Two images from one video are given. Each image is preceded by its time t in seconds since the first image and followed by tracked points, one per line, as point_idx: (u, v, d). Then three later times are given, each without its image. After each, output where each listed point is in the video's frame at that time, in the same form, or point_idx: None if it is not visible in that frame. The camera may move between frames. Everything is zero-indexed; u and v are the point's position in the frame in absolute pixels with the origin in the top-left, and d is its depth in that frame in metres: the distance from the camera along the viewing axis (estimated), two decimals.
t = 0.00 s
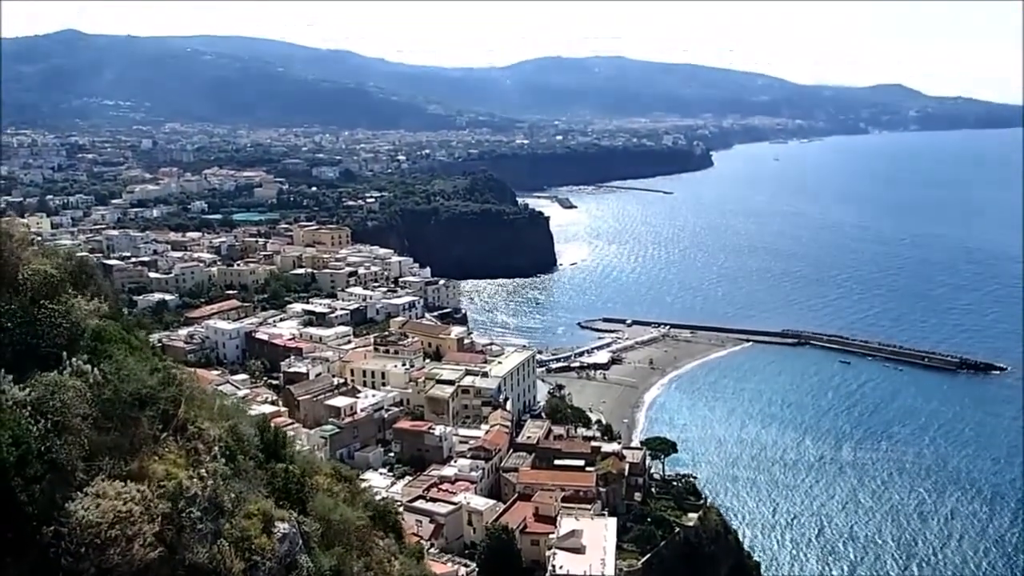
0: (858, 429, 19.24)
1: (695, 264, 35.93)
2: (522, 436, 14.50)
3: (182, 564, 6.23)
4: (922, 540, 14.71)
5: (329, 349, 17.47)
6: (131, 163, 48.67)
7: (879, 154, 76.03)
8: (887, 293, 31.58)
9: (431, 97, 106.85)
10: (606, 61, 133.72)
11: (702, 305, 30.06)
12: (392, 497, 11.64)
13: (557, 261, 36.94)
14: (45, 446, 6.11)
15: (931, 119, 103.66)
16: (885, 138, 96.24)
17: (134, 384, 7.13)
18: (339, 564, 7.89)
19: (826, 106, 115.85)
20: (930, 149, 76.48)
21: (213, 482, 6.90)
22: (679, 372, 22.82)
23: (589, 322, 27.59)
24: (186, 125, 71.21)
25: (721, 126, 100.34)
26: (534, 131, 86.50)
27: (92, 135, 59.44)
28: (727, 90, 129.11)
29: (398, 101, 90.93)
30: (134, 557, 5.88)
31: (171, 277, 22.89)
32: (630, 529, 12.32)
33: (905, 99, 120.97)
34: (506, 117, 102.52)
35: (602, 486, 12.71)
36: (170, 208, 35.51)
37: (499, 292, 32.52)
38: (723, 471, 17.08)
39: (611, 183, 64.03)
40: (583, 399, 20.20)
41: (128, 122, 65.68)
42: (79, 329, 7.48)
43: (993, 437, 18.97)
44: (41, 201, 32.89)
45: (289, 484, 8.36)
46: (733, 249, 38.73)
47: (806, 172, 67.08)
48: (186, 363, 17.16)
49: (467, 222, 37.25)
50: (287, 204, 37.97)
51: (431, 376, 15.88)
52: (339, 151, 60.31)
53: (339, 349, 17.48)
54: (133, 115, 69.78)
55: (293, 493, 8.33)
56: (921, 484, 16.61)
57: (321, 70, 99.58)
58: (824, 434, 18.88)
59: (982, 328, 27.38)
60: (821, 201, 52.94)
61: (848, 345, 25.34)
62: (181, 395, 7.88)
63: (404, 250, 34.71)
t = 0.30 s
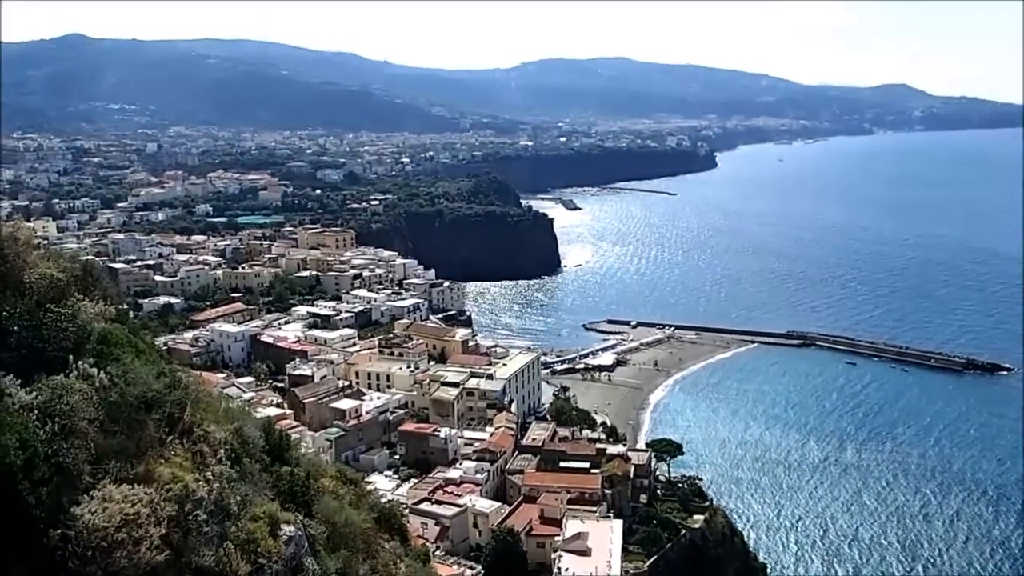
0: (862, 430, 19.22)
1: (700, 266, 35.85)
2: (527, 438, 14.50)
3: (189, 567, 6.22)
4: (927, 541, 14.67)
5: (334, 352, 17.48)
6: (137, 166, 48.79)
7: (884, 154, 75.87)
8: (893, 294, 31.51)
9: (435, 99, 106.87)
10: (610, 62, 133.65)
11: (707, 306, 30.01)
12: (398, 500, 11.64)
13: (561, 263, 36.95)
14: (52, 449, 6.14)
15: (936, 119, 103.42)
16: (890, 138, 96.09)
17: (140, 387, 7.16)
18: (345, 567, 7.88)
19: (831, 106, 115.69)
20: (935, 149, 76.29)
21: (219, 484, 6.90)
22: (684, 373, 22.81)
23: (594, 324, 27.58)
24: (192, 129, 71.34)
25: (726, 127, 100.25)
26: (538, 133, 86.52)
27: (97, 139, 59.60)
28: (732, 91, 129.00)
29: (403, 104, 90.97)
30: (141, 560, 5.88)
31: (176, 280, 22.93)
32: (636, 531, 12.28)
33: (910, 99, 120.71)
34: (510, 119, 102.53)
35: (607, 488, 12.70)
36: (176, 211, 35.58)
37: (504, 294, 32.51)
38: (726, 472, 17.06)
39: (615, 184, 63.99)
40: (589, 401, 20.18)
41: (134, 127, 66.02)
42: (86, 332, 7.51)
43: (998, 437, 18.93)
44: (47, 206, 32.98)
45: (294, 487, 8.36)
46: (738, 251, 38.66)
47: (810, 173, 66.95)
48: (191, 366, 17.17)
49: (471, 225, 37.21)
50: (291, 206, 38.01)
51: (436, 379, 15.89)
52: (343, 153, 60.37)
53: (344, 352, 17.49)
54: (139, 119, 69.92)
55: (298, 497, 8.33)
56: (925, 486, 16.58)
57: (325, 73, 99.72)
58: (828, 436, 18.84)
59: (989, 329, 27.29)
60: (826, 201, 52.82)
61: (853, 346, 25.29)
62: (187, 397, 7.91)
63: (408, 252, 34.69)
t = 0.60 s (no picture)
0: (861, 439, 19.17)
1: (701, 275, 35.81)
2: (527, 447, 14.46)
3: None
4: (925, 551, 14.61)
5: (334, 360, 17.46)
6: (138, 174, 48.86)
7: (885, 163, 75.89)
8: (894, 303, 31.48)
9: (435, 107, 107.02)
10: (610, 70, 133.79)
11: (707, 315, 29.97)
12: (397, 509, 11.60)
13: (562, 271, 36.97)
14: (50, 458, 6.10)
15: (937, 127, 103.47)
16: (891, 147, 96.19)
17: (139, 394, 7.13)
18: None
19: (832, 114, 115.85)
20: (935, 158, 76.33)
21: (218, 493, 6.88)
22: (685, 382, 22.77)
23: (594, 333, 27.55)
24: (192, 136, 71.36)
25: (727, 135, 100.33)
26: (539, 141, 86.59)
27: (97, 147, 59.63)
28: (733, 100, 129.18)
29: (403, 112, 91.06)
30: (138, 569, 5.86)
31: (176, 287, 22.93)
32: (636, 540, 12.26)
33: (911, 107, 120.82)
34: (511, 127, 102.65)
35: (607, 497, 12.66)
36: (177, 219, 35.59)
37: (504, 302, 32.46)
38: (724, 481, 17.01)
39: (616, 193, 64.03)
40: (589, 410, 20.14)
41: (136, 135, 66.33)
42: (85, 340, 7.49)
43: (997, 446, 18.87)
44: (48, 213, 33.02)
45: (293, 496, 8.33)
46: (738, 259, 38.64)
47: (811, 182, 66.96)
48: (191, 374, 17.14)
49: (473, 233, 37.21)
50: (292, 214, 38.03)
51: (436, 387, 15.86)
52: (345, 161, 60.42)
53: (344, 360, 17.47)
54: (140, 126, 69.89)
55: (297, 506, 8.31)
56: (924, 495, 16.53)
57: (326, 80, 99.91)
58: (827, 445, 18.79)
59: (990, 338, 27.24)
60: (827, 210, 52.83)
61: (854, 355, 25.25)
62: (186, 406, 7.91)
63: (409, 261, 34.69)
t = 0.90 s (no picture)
0: (869, 438, 19.13)
1: (708, 275, 35.75)
2: (536, 448, 14.48)
3: None
4: (935, 551, 14.56)
5: (343, 362, 17.50)
6: (146, 178, 49.05)
7: (893, 161, 75.73)
8: (904, 302, 31.39)
9: (442, 110, 107.13)
10: (617, 71, 133.73)
11: (716, 315, 29.93)
12: (407, 510, 11.62)
13: (570, 272, 36.98)
14: (62, 461, 6.13)
15: (945, 124, 103.19)
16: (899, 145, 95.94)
17: (149, 397, 7.16)
18: None
19: (839, 113, 115.66)
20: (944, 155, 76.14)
21: (228, 495, 6.89)
22: (694, 382, 22.75)
23: (602, 333, 27.55)
24: (200, 140, 71.55)
25: (733, 135, 100.20)
26: (546, 142, 86.59)
27: (106, 151, 59.82)
28: (740, 100, 129.05)
29: (410, 114, 91.16)
30: (150, 571, 5.86)
31: (185, 291, 23.02)
32: (646, 541, 12.26)
33: (918, 105, 120.52)
34: (518, 128, 102.67)
35: (617, 497, 12.67)
36: (185, 223, 35.72)
37: (512, 304, 32.47)
38: (732, 481, 16.99)
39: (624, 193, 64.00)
40: (598, 411, 20.13)
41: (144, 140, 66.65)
42: (96, 343, 7.53)
43: (1007, 446, 18.79)
44: (58, 218, 33.18)
45: (303, 498, 8.35)
46: (745, 259, 38.57)
47: (818, 180, 66.83)
48: (201, 377, 17.21)
49: (480, 235, 37.23)
50: (300, 217, 38.12)
51: (444, 389, 15.89)
52: (352, 164, 60.51)
53: (353, 362, 17.51)
54: (148, 131, 70.08)
55: (307, 508, 8.32)
56: (933, 494, 16.48)
57: (333, 84, 100.13)
58: (836, 445, 18.73)
59: (1001, 336, 27.14)
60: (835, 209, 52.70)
61: (864, 354, 25.19)
62: (196, 409, 7.96)
63: (417, 263, 34.72)
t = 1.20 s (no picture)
0: (873, 446, 19.07)
1: (713, 281, 35.69)
2: (541, 454, 14.46)
3: None
4: (938, 560, 14.49)
5: (348, 368, 17.49)
6: (153, 183, 49.18)
7: (898, 168, 75.64)
8: (909, 309, 31.33)
9: (447, 116, 107.27)
10: (622, 77, 133.78)
11: (720, 321, 29.89)
12: (411, 516, 11.59)
13: (575, 278, 36.94)
14: (67, 465, 6.10)
15: (950, 131, 103.06)
16: (905, 152, 95.84)
17: (154, 402, 7.17)
18: None
19: (845, 120, 115.61)
20: (949, 162, 76.10)
21: (233, 500, 6.88)
22: (699, 389, 22.71)
23: (607, 339, 27.53)
24: (206, 145, 71.67)
25: (738, 141, 100.14)
26: (551, 148, 86.62)
27: (112, 156, 59.94)
28: (745, 106, 129.07)
29: (415, 119, 91.24)
30: None
31: (191, 295, 23.06)
32: (651, 548, 12.23)
33: (923, 112, 120.43)
34: (523, 134, 102.79)
35: (622, 504, 12.65)
36: (191, 228, 35.82)
37: (516, 310, 32.45)
38: (735, 489, 16.94)
39: (628, 199, 63.99)
40: (602, 417, 20.08)
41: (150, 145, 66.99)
42: (102, 348, 7.54)
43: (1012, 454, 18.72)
44: (65, 223, 33.31)
45: (307, 504, 8.34)
46: (750, 266, 38.52)
47: (824, 187, 66.77)
48: (206, 382, 17.22)
49: (485, 240, 37.23)
50: (305, 223, 38.19)
51: (449, 395, 15.88)
52: (357, 169, 60.61)
53: (357, 368, 17.50)
54: (154, 137, 70.39)
55: (311, 513, 8.31)
56: (937, 502, 16.42)
57: (338, 90, 100.40)
58: (840, 452, 18.67)
59: (1007, 344, 27.07)
60: (840, 216, 52.64)
61: (869, 361, 25.12)
62: (201, 414, 7.98)
63: (422, 269, 34.75)
